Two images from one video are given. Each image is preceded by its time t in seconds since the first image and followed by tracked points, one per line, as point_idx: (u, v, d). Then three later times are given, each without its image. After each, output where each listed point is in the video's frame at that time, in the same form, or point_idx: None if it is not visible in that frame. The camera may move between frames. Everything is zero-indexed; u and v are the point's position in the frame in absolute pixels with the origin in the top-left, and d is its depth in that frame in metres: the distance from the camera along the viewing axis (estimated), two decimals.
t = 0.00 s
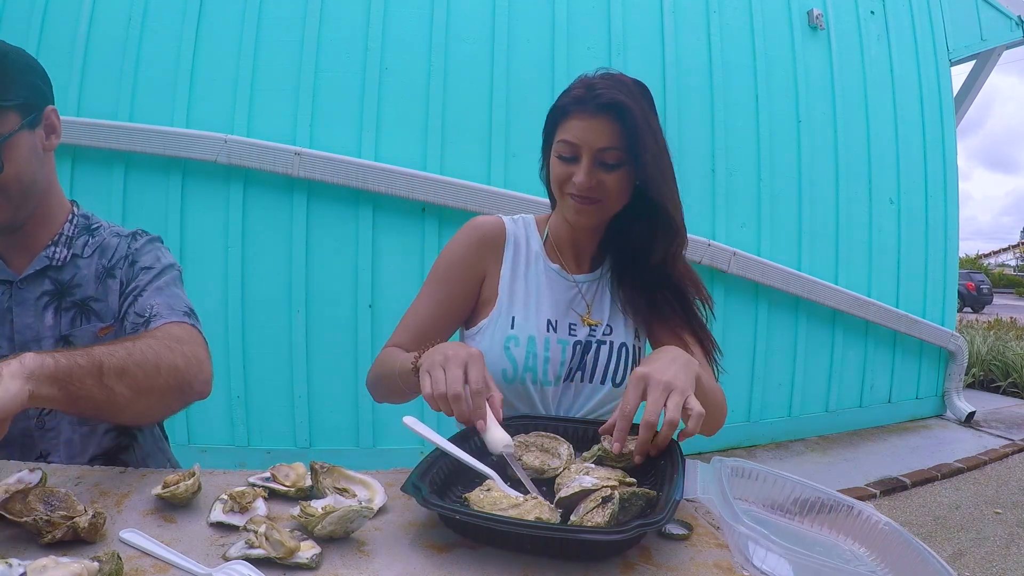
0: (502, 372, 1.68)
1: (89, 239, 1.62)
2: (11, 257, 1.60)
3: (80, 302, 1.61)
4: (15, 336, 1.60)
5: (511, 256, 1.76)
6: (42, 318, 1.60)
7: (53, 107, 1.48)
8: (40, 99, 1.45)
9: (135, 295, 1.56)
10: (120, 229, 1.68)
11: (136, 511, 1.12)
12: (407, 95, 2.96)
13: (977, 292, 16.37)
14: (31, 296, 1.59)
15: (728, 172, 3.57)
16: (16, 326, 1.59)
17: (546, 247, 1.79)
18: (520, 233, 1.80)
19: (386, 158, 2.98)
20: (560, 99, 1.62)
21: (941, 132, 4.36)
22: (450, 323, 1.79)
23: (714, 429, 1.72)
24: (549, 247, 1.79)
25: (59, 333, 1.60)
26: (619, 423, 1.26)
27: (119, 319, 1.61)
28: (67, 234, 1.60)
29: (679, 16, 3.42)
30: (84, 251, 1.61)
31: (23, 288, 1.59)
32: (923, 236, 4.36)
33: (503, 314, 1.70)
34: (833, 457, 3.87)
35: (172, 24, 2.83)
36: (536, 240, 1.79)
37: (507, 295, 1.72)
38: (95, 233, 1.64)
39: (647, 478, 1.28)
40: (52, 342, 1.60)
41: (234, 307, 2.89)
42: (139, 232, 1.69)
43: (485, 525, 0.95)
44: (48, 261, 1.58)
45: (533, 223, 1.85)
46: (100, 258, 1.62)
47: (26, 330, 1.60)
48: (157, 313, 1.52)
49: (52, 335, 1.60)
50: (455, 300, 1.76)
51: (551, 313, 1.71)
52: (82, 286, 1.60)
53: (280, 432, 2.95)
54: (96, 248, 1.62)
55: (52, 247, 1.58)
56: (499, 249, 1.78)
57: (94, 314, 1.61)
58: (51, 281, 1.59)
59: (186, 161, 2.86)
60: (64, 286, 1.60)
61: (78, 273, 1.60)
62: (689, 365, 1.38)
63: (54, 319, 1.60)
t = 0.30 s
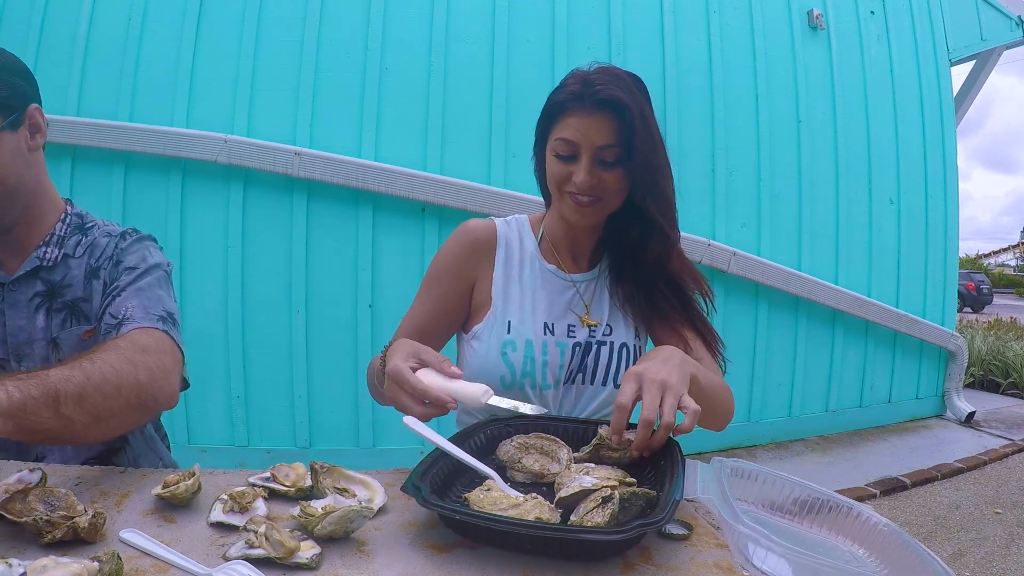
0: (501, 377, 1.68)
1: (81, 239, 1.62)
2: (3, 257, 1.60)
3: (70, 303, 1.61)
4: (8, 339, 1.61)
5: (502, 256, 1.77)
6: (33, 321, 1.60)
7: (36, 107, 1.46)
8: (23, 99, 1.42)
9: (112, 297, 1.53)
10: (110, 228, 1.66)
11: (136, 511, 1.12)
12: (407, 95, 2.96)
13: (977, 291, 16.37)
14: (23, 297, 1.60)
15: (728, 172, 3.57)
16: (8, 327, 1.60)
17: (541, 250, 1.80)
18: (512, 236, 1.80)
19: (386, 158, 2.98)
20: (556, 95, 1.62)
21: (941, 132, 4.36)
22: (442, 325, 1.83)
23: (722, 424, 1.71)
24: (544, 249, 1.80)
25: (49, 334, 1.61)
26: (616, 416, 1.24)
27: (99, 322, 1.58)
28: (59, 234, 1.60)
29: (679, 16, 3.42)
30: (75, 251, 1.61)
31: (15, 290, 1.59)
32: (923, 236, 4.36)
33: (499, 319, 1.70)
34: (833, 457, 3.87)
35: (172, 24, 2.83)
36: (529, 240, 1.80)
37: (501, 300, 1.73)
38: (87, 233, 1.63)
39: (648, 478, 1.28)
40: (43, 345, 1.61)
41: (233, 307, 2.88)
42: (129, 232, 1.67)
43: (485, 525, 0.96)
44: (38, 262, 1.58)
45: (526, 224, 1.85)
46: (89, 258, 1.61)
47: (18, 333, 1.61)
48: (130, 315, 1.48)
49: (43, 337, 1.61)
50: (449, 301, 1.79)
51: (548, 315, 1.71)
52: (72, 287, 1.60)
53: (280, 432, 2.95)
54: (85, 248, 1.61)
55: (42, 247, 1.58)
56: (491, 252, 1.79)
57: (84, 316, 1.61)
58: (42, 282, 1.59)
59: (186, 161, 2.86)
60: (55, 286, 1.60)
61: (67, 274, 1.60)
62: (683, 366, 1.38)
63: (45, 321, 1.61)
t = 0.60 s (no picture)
0: (500, 383, 1.70)
1: (78, 241, 1.61)
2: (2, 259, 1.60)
3: (71, 307, 1.60)
4: (6, 341, 1.61)
5: (499, 258, 1.77)
6: (32, 324, 1.60)
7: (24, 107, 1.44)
8: (11, 100, 1.40)
9: (129, 305, 1.55)
10: (109, 230, 1.66)
11: (136, 511, 1.12)
12: (407, 95, 2.96)
13: (977, 291, 16.36)
14: (21, 300, 1.59)
15: (728, 172, 3.57)
16: (6, 329, 1.60)
17: (539, 251, 1.80)
18: (508, 237, 1.81)
19: (386, 158, 2.98)
20: (553, 91, 1.62)
21: (941, 132, 4.36)
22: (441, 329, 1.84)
23: (722, 424, 1.70)
24: (542, 251, 1.80)
25: (51, 338, 1.61)
26: (612, 397, 1.25)
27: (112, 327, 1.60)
28: (55, 237, 1.59)
29: (679, 16, 3.42)
30: (73, 254, 1.59)
31: (12, 292, 1.58)
32: (923, 236, 4.35)
33: (497, 323, 1.71)
34: (833, 457, 3.87)
35: (172, 24, 2.83)
36: (526, 242, 1.81)
37: (499, 303, 1.72)
38: (84, 234, 1.63)
39: (648, 478, 1.28)
40: (43, 347, 1.61)
41: (233, 307, 2.88)
42: (129, 233, 1.67)
43: (485, 525, 0.96)
44: (35, 265, 1.57)
45: (523, 224, 1.86)
46: (90, 262, 1.61)
47: (15, 335, 1.60)
48: (155, 324, 1.51)
49: (43, 340, 1.61)
50: (447, 305, 1.79)
51: (545, 318, 1.72)
52: (72, 291, 1.60)
53: (280, 432, 2.95)
54: (85, 251, 1.60)
55: (39, 250, 1.57)
56: (489, 254, 1.78)
57: (86, 320, 1.61)
58: (40, 285, 1.59)
59: (186, 161, 2.86)
60: (53, 289, 1.59)
61: (67, 276, 1.59)
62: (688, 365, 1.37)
63: (44, 323, 1.60)
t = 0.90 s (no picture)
0: (499, 393, 1.71)
1: (84, 242, 1.62)
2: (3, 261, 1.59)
3: (78, 309, 1.61)
4: (9, 340, 1.59)
5: (497, 260, 1.78)
6: (37, 325, 1.59)
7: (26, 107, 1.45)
8: (13, 99, 1.41)
9: (146, 318, 1.59)
10: (116, 235, 1.68)
11: (136, 511, 1.12)
12: (407, 95, 2.96)
13: (977, 291, 16.34)
14: (25, 300, 1.58)
15: (727, 173, 3.57)
16: (9, 330, 1.59)
17: (537, 252, 1.81)
18: (506, 239, 1.81)
19: (386, 158, 2.98)
20: (546, 82, 1.62)
21: (941, 132, 4.36)
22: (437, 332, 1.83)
23: (728, 434, 1.68)
24: (541, 253, 1.81)
25: (57, 339, 1.60)
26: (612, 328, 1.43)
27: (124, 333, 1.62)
28: (60, 238, 1.60)
29: (679, 16, 3.42)
30: (80, 257, 1.61)
31: (16, 292, 1.57)
32: (924, 235, 4.35)
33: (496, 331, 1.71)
34: (833, 457, 3.87)
35: (172, 24, 2.83)
36: (524, 244, 1.81)
37: (497, 310, 1.73)
38: (89, 236, 1.64)
39: (648, 477, 1.28)
40: (48, 349, 1.61)
41: (233, 307, 2.88)
42: (137, 240, 1.70)
43: (485, 525, 0.96)
44: (41, 267, 1.57)
45: (521, 224, 1.86)
46: (99, 267, 1.62)
47: (19, 335, 1.59)
48: (176, 342, 1.57)
49: (48, 341, 1.60)
50: (443, 309, 1.80)
51: (545, 324, 1.73)
52: (80, 293, 1.60)
53: (279, 432, 2.95)
54: (92, 254, 1.62)
55: (44, 252, 1.57)
56: (486, 258, 1.79)
57: (94, 324, 1.61)
58: (45, 286, 1.58)
59: (186, 161, 2.86)
60: (59, 290, 1.59)
61: (74, 278, 1.60)
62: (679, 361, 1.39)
63: (50, 324, 1.60)
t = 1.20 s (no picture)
0: (496, 397, 1.72)
1: (94, 245, 1.64)
2: (14, 259, 1.60)
3: (89, 310, 1.62)
4: (18, 337, 1.60)
5: (494, 261, 1.82)
6: (46, 323, 1.60)
7: (46, 106, 1.51)
8: (36, 98, 1.47)
9: (158, 327, 1.63)
10: (127, 240, 1.70)
11: (136, 511, 1.12)
12: (407, 95, 2.96)
13: (977, 292, 16.33)
14: (35, 299, 1.59)
15: (727, 173, 3.57)
16: (19, 328, 1.60)
17: (535, 254, 1.82)
18: (503, 240, 1.84)
19: (386, 158, 2.98)
20: (542, 79, 1.62)
21: (941, 132, 4.35)
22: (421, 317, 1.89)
23: (720, 443, 1.67)
24: (539, 254, 1.82)
25: (67, 338, 1.61)
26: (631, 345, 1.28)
27: (134, 336, 1.65)
28: (71, 240, 1.61)
29: (678, 16, 3.42)
30: (91, 259, 1.62)
31: (27, 291, 1.59)
32: (924, 235, 4.35)
33: (493, 334, 1.71)
34: (833, 457, 3.87)
35: (173, 24, 2.83)
36: (522, 245, 1.82)
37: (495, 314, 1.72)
38: (99, 238, 1.66)
39: (649, 478, 1.28)
40: (57, 348, 1.61)
41: (234, 307, 2.88)
42: (148, 245, 1.73)
43: (485, 525, 0.96)
44: (51, 267, 1.58)
45: (520, 223, 1.87)
46: (111, 270, 1.64)
47: (29, 333, 1.60)
48: (188, 355, 1.62)
49: (56, 340, 1.61)
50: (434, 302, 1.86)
51: (542, 328, 1.73)
52: (91, 295, 1.62)
53: (280, 432, 2.95)
54: (104, 257, 1.64)
55: (55, 253, 1.59)
56: (482, 259, 1.83)
57: (104, 326, 1.63)
58: (55, 286, 1.60)
59: (186, 161, 2.86)
60: (69, 290, 1.61)
61: (85, 280, 1.62)
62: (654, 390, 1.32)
63: (60, 323, 1.61)
